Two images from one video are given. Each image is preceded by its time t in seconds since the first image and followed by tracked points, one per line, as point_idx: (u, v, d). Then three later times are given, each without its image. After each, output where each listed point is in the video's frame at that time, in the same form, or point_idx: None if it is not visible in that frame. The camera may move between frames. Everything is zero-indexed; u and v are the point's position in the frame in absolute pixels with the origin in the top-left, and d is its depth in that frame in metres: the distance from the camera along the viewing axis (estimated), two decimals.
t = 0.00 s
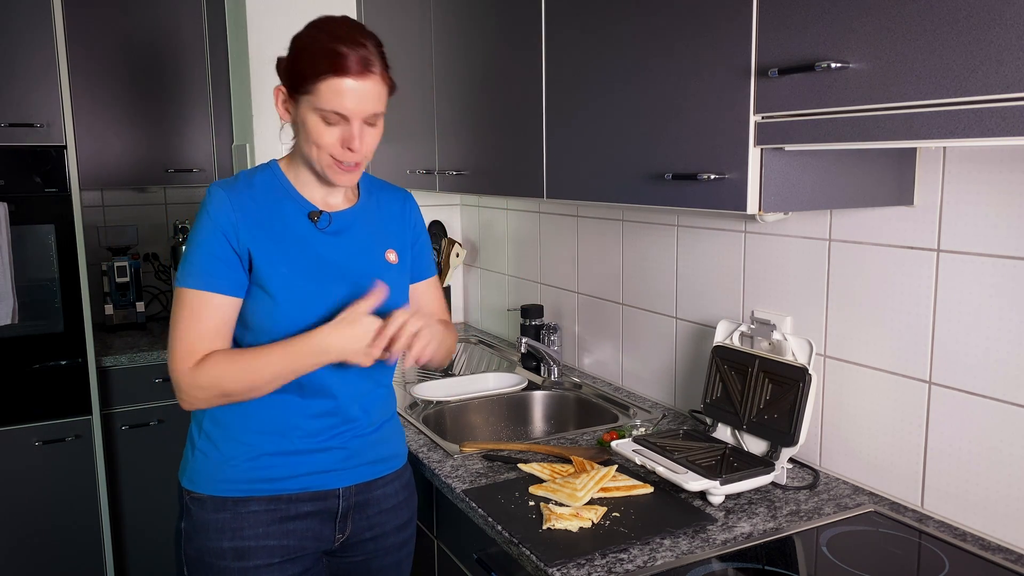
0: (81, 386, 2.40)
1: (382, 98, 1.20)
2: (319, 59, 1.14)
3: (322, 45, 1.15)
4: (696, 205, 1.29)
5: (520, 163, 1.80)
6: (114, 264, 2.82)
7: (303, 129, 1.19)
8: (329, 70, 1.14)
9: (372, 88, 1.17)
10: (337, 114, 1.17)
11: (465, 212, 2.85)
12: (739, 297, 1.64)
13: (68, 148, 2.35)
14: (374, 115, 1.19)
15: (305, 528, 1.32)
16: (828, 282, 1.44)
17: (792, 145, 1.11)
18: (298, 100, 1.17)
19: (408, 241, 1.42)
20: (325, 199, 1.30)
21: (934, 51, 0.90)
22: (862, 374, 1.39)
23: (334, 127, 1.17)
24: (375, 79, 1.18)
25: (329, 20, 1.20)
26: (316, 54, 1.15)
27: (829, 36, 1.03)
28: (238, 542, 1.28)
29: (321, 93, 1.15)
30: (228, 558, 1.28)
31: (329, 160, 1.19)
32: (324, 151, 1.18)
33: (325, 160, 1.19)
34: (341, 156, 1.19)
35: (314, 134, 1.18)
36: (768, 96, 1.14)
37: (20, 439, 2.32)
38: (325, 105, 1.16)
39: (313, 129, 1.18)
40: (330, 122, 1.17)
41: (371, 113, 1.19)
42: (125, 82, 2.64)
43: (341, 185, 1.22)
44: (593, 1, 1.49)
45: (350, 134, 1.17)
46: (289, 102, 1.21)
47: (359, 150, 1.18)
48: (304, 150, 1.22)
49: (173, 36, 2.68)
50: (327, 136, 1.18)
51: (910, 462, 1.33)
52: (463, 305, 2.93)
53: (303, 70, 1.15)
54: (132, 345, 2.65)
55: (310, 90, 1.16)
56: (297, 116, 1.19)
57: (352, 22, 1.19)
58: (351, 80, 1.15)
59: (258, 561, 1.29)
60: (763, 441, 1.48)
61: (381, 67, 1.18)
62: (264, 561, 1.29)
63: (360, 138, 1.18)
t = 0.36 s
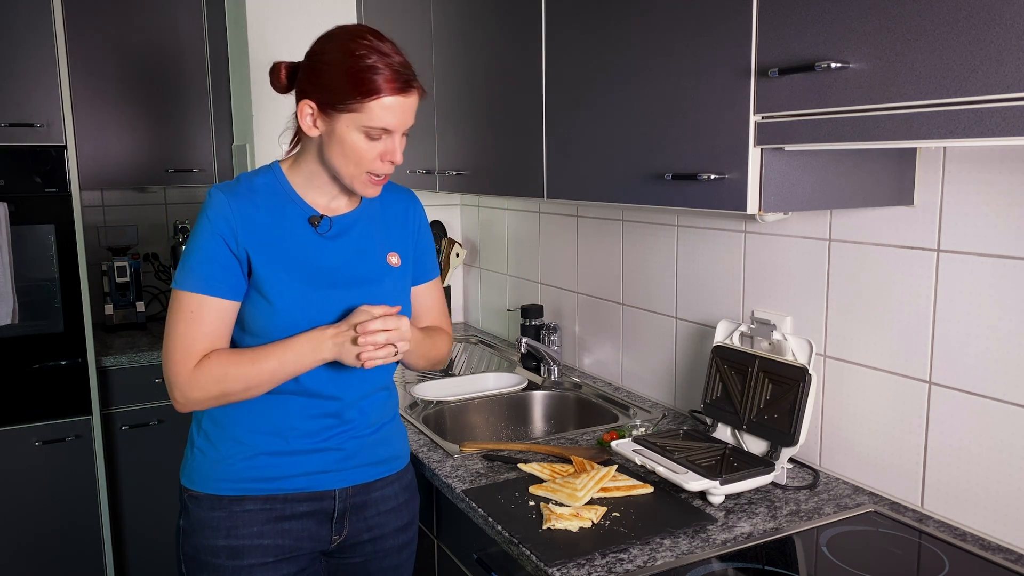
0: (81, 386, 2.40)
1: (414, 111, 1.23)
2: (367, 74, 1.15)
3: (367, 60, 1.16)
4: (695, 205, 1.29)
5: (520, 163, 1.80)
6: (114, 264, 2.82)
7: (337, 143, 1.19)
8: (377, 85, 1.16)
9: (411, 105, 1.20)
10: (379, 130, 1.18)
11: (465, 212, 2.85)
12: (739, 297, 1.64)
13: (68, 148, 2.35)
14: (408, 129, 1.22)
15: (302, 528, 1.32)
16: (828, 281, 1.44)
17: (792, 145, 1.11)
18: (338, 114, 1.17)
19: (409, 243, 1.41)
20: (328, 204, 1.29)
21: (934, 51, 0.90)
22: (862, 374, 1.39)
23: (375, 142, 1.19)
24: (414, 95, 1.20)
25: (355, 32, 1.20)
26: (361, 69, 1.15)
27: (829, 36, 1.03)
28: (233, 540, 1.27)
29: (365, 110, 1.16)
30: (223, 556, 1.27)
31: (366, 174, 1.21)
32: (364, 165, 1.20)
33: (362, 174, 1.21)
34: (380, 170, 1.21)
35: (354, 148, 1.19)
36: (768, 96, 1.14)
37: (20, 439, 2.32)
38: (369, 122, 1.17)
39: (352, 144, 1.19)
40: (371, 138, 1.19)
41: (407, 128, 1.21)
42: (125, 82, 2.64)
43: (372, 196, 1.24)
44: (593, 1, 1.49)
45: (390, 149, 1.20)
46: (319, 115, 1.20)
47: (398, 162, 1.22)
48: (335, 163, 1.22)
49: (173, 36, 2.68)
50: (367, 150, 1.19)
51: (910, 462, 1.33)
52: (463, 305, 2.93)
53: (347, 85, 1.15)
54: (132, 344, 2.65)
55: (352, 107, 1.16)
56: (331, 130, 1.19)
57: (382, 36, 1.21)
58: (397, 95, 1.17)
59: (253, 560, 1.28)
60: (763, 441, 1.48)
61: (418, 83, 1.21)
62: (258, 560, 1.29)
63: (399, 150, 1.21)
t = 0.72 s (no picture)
0: (81, 385, 2.40)
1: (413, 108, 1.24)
2: (365, 71, 1.16)
3: (364, 58, 1.17)
4: (695, 205, 1.29)
5: (520, 163, 1.80)
6: (114, 264, 2.82)
7: (340, 142, 1.19)
8: (375, 82, 1.16)
9: (411, 100, 1.21)
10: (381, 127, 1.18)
11: (465, 212, 2.85)
12: (739, 297, 1.64)
13: (68, 148, 2.35)
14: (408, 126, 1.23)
15: (307, 530, 1.32)
16: (828, 281, 1.44)
17: (791, 145, 1.11)
18: (339, 114, 1.17)
19: (406, 238, 1.43)
20: (328, 201, 1.30)
21: (934, 52, 0.90)
22: (862, 374, 1.39)
23: (378, 139, 1.19)
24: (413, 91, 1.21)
25: (350, 33, 1.21)
26: (359, 67, 1.16)
27: (829, 36, 1.03)
28: (238, 543, 1.27)
29: (367, 107, 1.17)
30: (228, 559, 1.27)
31: (371, 172, 1.20)
32: (368, 162, 1.19)
33: (367, 171, 1.20)
34: (384, 167, 1.21)
35: (357, 146, 1.19)
36: (768, 96, 1.14)
37: (20, 439, 2.32)
38: (371, 119, 1.17)
39: (355, 142, 1.19)
40: (375, 135, 1.18)
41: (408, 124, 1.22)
42: (125, 82, 2.64)
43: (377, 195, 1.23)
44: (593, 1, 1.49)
45: (393, 145, 1.20)
46: (320, 116, 1.20)
47: (402, 158, 1.21)
48: (338, 163, 1.21)
49: (173, 36, 2.68)
50: (371, 147, 1.19)
51: (909, 461, 1.33)
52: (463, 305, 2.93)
53: (346, 84, 1.16)
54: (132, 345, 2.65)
55: (354, 104, 1.16)
56: (333, 130, 1.19)
57: (376, 35, 1.22)
58: (395, 90, 1.18)
59: (258, 562, 1.28)
60: (763, 441, 1.48)
61: (415, 79, 1.22)
62: (264, 563, 1.29)
63: (402, 146, 1.21)
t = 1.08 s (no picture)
0: (81, 385, 2.40)
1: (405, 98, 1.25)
2: (356, 62, 1.17)
3: (355, 48, 1.18)
4: (696, 205, 1.29)
5: (520, 162, 1.80)
6: (114, 264, 2.82)
7: (333, 133, 1.20)
8: (366, 71, 1.17)
9: (402, 89, 1.22)
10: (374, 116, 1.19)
11: (465, 212, 2.85)
12: (739, 297, 1.64)
13: (68, 148, 2.35)
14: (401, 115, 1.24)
15: (315, 532, 1.32)
16: (828, 281, 1.44)
17: (792, 145, 1.11)
18: (332, 105, 1.18)
19: (406, 232, 1.44)
20: (324, 194, 1.31)
21: (934, 51, 0.90)
22: (861, 374, 1.39)
23: (371, 129, 1.20)
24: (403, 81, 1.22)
25: (339, 26, 1.22)
26: (349, 57, 1.17)
27: (829, 36, 1.03)
28: (248, 546, 1.27)
29: (359, 96, 1.18)
30: (239, 562, 1.27)
31: (365, 162, 1.21)
32: (363, 153, 1.20)
33: (360, 162, 1.21)
34: (378, 157, 1.21)
35: (351, 136, 1.20)
36: (768, 96, 1.14)
37: (20, 439, 2.32)
38: (363, 108, 1.18)
39: (348, 133, 1.19)
40: (368, 125, 1.19)
41: (400, 113, 1.23)
42: (125, 82, 2.64)
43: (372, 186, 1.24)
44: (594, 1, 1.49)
45: (386, 134, 1.21)
46: (314, 109, 1.21)
47: (396, 148, 1.22)
48: (332, 155, 1.22)
49: (173, 36, 2.68)
50: (364, 138, 1.20)
51: (909, 461, 1.33)
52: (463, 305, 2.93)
53: (338, 75, 1.17)
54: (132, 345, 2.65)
55: (345, 95, 1.18)
56: (327, 122, 1.20)
57: (365, 28, 1.23)
58: (386, 80, 1.19)
59: (268, 564, 1.29)
60: (763, 441, 1.48)
61: (406, 70, 1.23)
62: (274, 566, 1.29)
63: (395, 136, 1.22)
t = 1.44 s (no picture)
0: (81, 385, 2.40)
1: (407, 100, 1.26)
2: (360, 64, 1.17)
3: (359, 51, 1.18)
4: (695, 205, 1.29)
5: (521, 162, 1.80)
6: (114, 264, 2.82)
7: (336, 135, 1.20)
8: (369, 74, 1.17)
9: (404, 90, 1.22)
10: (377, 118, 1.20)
11: (465, 212, 2.85)
12: (739, 297, 1.64)
13: (68, 148, 2.35)
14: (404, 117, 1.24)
15: (318, 532, 1.32)
16: (828, 281, 1.44)
17: (792, 145, 1.11)
18: (335, 107, 1.18)
19: (402, 232, 1.44)
20: (325, 195, 1.31)
21: (934, 52, 0.90)
22: (861, 374, 1.39)
23: (374, 130, 1.20)
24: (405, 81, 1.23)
25: (343, 27, 1.21)
26: (354, 59, 1.17)
27: (829, 36, 1.03)
28: (252, 546, 1.27)
29: (362, 98, 1.18)
30: (243, 562, 1.27)
31: (367, 164, 1.22)
32: (366, 154, 1.21)
33: (363, 164, 1.22)
34: (380, 159, 1.22)
35: (353, 138, 1.20)
36: (768, 96, 1.14)
37: (20, 439, 2.32)
38: (366, 110, 1.18)
39: (351, 135, 1.20)
40: (371, 126, 1.20)
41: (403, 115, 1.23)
42: (125, 82, 2.64)
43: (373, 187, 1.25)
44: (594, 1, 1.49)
45: (388, 135, 1.21)
46: (316, 110, 1.21)
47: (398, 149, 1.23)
48: (334, 157, 1.22)
49: (173, 36, 2.68)
50: (367, 139, 1.20)
51: (909, 461, 1.33)
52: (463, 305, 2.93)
53: (342, 77, 1.17)
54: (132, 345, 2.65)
55: (349, 97, 1.17)
56: (330, 124, 1.20)
57: (367, 28, 1.23)
58: (389, 82, 1.19)
59: (271, 565, 1.28)
60: (763, 441, 1.48)
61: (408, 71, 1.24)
62: (277, 566, 1.29)
63: (397, 137, 1.23)
